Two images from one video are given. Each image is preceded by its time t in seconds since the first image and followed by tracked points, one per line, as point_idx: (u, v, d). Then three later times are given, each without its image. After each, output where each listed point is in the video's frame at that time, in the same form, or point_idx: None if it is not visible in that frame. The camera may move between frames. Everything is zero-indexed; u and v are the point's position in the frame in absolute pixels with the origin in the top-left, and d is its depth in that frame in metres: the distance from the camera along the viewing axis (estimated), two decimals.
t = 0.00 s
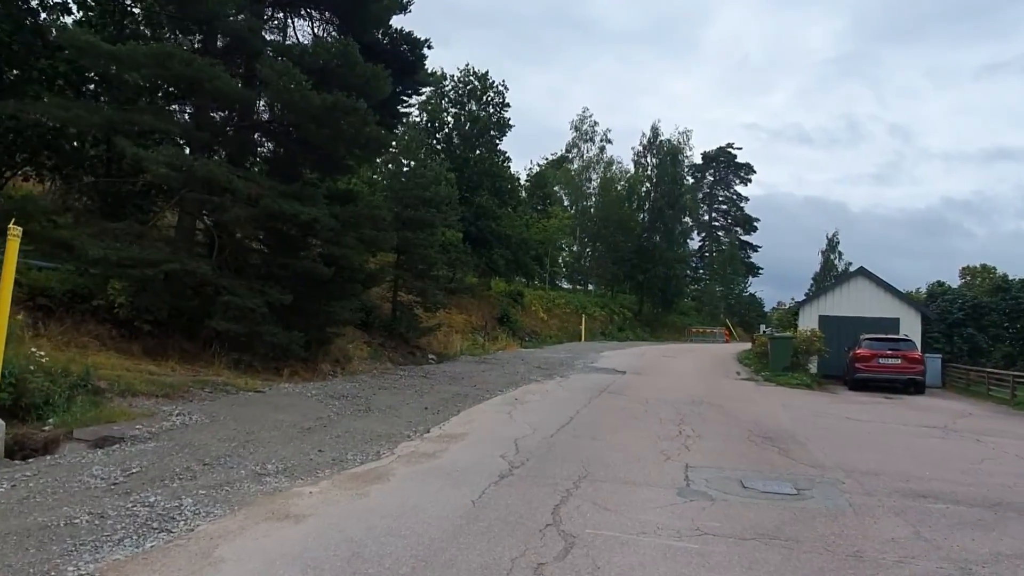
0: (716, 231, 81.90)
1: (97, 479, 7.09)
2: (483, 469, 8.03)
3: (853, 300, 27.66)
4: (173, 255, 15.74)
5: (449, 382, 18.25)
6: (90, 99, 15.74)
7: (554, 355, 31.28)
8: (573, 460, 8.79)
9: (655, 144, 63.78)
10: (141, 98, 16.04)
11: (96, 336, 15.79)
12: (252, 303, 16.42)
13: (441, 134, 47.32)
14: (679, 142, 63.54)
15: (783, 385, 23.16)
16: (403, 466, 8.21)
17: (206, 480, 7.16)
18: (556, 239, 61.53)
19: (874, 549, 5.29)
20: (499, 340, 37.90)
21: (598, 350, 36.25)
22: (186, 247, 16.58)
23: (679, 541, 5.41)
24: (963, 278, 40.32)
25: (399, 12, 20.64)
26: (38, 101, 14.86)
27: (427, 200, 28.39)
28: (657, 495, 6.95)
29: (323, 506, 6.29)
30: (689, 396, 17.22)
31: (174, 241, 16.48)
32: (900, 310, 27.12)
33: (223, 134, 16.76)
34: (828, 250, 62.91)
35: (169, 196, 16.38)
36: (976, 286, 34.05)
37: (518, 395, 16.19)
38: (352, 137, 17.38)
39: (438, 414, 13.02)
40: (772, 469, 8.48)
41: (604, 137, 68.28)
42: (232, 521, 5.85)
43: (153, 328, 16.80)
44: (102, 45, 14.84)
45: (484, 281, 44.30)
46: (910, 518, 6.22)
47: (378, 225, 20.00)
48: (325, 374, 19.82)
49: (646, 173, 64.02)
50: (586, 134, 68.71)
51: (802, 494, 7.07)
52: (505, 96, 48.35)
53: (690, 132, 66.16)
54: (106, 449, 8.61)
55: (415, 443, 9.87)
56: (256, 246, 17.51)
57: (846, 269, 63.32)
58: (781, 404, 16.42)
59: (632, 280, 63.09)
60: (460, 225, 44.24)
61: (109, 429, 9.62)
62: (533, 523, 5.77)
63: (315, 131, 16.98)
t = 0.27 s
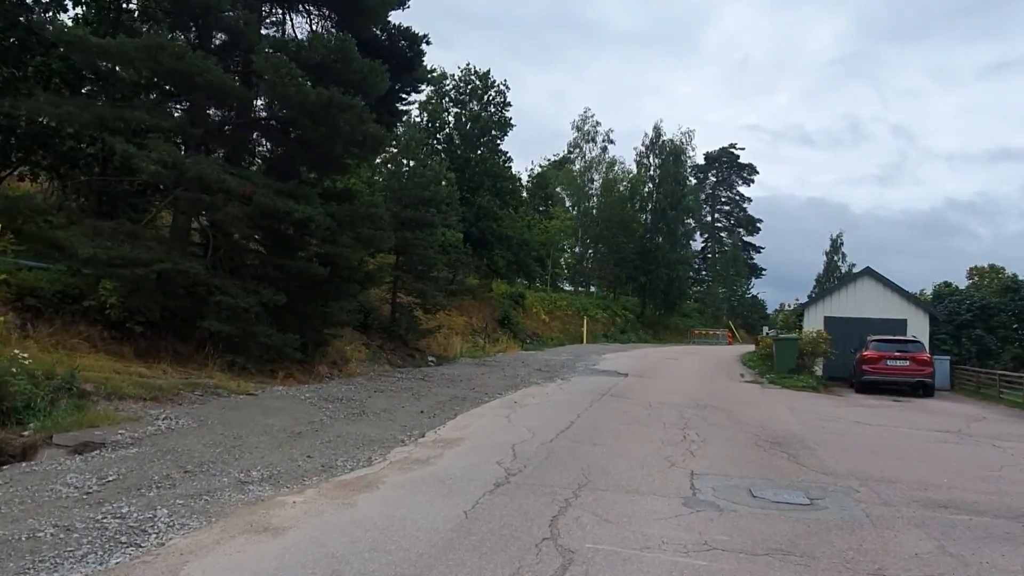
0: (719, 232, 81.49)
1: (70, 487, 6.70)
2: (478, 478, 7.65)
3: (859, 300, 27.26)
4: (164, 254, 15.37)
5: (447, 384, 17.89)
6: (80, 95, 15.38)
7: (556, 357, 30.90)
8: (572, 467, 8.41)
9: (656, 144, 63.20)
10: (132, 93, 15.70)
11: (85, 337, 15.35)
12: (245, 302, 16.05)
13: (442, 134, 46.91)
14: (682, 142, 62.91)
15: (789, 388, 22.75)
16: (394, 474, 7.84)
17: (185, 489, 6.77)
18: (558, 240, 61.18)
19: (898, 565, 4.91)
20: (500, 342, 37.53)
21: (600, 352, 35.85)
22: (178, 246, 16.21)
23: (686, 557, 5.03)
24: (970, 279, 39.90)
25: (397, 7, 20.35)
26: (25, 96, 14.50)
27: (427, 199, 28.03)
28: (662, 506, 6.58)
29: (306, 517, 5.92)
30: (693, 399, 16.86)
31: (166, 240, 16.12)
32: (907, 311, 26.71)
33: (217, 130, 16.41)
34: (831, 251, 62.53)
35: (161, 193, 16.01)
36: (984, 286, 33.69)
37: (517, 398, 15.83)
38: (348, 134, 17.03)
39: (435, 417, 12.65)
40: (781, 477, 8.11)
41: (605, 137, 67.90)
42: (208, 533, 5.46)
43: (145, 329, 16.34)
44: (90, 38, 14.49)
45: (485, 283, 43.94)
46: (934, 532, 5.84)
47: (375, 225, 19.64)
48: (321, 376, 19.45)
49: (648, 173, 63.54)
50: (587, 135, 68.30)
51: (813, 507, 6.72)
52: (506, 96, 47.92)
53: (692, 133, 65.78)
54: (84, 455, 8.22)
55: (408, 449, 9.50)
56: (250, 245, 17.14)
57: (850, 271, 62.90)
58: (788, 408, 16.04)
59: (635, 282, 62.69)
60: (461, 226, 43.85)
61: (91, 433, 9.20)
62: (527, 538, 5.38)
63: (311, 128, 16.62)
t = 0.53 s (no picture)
0: (722, 233, 81.11)
1: (34, 499, 6.28)
2: (469, 489, 7.25)
3: (864, 301, 26.88)
4: (154, 252, 15.00)
5: (445, 386, 17.52)
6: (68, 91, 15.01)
7: (557, 358, 30.52)
8: (569, 477, 8.02)
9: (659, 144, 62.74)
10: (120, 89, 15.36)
11: (73, 338, 14.87)
12: (238, 302, 15.65)
13: (444, 133, 46.53)
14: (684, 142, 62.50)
15: (794, 390, 22.37)
16: (382, 483, 7.47)
17: (157, 500, 6.37)
18: (560, 241, 60.97)
19: None
20: (501, 343, 37.15)
21: (602, 353, 35.47)
22: (170, 245, 15.83)
23: None
24: (976, 279, 39.50)
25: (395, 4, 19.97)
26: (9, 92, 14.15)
27: (426, 199, 27.66)
28: (664, 521, 6.20)
29: (284, 533, 5.53)
30: (696, 402, 16.49)
31: (157, 239, 15.73)
32: (913, 312, 26.32)
33: (208, 127, 16.04)
34: (835, 252, 62.15)
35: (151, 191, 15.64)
36: (989, 287, 33.35)
37: (516, 401, 15.47)
38: (342, 132, 16.68)
39: (429, 421, 12.28)
40: (788, 489, 7.72)
41: (607, 137, 67.52)
42: (175, 551, 5.06)
43: (137, 330, 15.83)
44: (77, 33, 14.14)
45: (486, 283, 43.56)
46: (955, 553, 5.48)
47: (372, 224, 19.28)
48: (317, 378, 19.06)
49: (651, 173, 63.10)
50: (589, 135, 67.95)
51: (824, 524, 6.35)
52: (507, 95, 47.52)
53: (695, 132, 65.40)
54: (58, 461, 7.81)
55: (399, 456, 9.11)
56: (243, 244, 16.75)
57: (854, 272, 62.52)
58: (793, 411, 15.67)
59: (637, 282, 62.30)
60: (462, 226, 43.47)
61: (67, 439, 8.74)
62: (517, 558, 4.99)
63: (304, 125, 16.26)
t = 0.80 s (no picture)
0: (725, 234, 80.70)
1: None
2: (454, 497, 6.86)
3: (869, 302, 26.49)
4: (143, 251, 14.62)
5: (439, 387, 17.16)
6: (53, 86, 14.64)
7: (558, 360, 30.12)
8: (563, 484, 7.63)
9: (661, 145, 62.34)
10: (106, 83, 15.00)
11: (59, 340, 14.47)
12: (229, 303, 15.25)
13: (445, 133, 46.13)
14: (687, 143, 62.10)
15: (798, 392, 21.97)
16: (365, 491, 7.10)
17: (122, 509, 5.98)
18: (563, 242, 61.02)
19: None
20: (502, 345, 36.75)
21: (603, 355, 35.05)
22: (158, 244, 15.43)
23: None
24: (981, 279, 39.13)
25: None
26: None
27: (424, 198, 27.28)
28: (660, 531, 5.82)
29: (251, 545, 5.16)
30: (696, 403, 16.14)
31: (146, 238, 15.36)
32: (917, 312, 25.97)
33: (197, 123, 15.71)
34: (838, 253, 61.79)
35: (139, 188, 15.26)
36: (994, 288, 32.98)
37: (513, 403, 15.10)
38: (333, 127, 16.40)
39: (421, 425, 11.91)
40: (791, 498, 7.35)
41: (609, 138, 67.13)
42: (130, 566, 4.67)
43: (125, 331, 15.43)
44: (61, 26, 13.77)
45: (487, 285, 43.16)
46: (974, 566, 5.11)
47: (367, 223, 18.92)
48: (312, 381, 18.67)
49: (653, 175, 62.68)
50: (591, 137, 67.69)
51: (831, 534, 5.98)
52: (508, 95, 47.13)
53: (698, 133, 65.03)
54: (25, 466, 7.42)
55: (385, 462, 8.73)
56: (234, 243, 16.36)
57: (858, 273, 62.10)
58: (797, 413, 15.31)
59: (640, 284, 61.89)
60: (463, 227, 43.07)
61: (40, 444, 8.28)
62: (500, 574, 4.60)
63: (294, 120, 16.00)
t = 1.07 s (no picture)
0: (727, 235, 80.33)
1: None
2: (441, 507, 6.52)
3: (872, 302, 26.14)
4: (131, 250, 14.27)
5: (435, 389, 16.83)
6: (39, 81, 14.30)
7: (559, 361, 29.75)
8: (555, 493, 7.29)
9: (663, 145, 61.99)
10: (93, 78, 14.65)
11: (44, 341, 14.12)
12: (220, 303, 14.89)
13: (445, 134, 45.75)
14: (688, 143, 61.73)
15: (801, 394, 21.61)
16: (346, 500, 6.76)
17: (84, 522, 5.63)
18: (565, 243, 60.61)
19: None
20: (502, 346, 36.38)
21: (604, 356, 34.70)
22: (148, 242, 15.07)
23: None
24: (985, 279, 38.79)
25: None
26: None
27: (423, 198, 26.93)
28: (656, 545, 5.47)
29: (215, 563, 4.81)
30: (696, 405, 15.81)
31: (135, 238, 15.02)
32: (921, 313, 25.62)
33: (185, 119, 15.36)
34: (840, 254, 61.42)
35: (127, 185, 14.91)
36: (997, 288, 32.66)
37: (509, 405, 14.78)
38: (326, 124, 16.04)
39: (413, 428, 11.57)
40: (795, 508, 7.00)
41: (611, 138, 66.77)
42: None
43: (113, 332, 15.08)
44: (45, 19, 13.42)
45: (487, 285, 42.80)
46: None
47: (363, 221, 18.58)
48: (307, 383, 18.32)
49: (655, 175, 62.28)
50: (593, 137, 67.33)
51: (838, 548, 5.63)
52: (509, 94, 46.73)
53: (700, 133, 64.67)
54: None
55: (372, 468, 8.39)
56: (225, 242, 16.00)
57: (860, 274, 61.72)
58: (799, 416, 14.97)
59: (642, 285, 61.52)
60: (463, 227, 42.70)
61: (12, 450, 7.91)
62: None
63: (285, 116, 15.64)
